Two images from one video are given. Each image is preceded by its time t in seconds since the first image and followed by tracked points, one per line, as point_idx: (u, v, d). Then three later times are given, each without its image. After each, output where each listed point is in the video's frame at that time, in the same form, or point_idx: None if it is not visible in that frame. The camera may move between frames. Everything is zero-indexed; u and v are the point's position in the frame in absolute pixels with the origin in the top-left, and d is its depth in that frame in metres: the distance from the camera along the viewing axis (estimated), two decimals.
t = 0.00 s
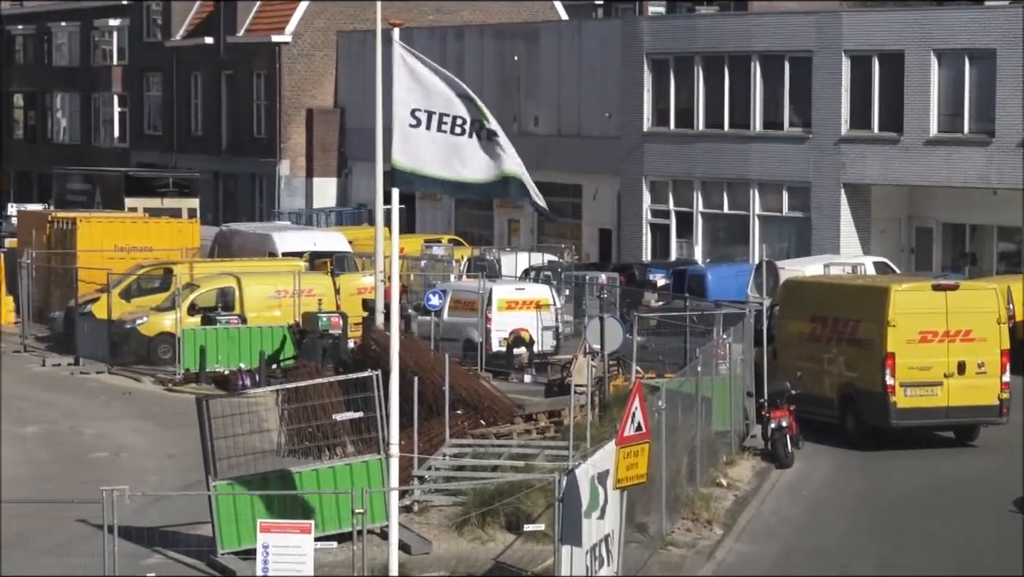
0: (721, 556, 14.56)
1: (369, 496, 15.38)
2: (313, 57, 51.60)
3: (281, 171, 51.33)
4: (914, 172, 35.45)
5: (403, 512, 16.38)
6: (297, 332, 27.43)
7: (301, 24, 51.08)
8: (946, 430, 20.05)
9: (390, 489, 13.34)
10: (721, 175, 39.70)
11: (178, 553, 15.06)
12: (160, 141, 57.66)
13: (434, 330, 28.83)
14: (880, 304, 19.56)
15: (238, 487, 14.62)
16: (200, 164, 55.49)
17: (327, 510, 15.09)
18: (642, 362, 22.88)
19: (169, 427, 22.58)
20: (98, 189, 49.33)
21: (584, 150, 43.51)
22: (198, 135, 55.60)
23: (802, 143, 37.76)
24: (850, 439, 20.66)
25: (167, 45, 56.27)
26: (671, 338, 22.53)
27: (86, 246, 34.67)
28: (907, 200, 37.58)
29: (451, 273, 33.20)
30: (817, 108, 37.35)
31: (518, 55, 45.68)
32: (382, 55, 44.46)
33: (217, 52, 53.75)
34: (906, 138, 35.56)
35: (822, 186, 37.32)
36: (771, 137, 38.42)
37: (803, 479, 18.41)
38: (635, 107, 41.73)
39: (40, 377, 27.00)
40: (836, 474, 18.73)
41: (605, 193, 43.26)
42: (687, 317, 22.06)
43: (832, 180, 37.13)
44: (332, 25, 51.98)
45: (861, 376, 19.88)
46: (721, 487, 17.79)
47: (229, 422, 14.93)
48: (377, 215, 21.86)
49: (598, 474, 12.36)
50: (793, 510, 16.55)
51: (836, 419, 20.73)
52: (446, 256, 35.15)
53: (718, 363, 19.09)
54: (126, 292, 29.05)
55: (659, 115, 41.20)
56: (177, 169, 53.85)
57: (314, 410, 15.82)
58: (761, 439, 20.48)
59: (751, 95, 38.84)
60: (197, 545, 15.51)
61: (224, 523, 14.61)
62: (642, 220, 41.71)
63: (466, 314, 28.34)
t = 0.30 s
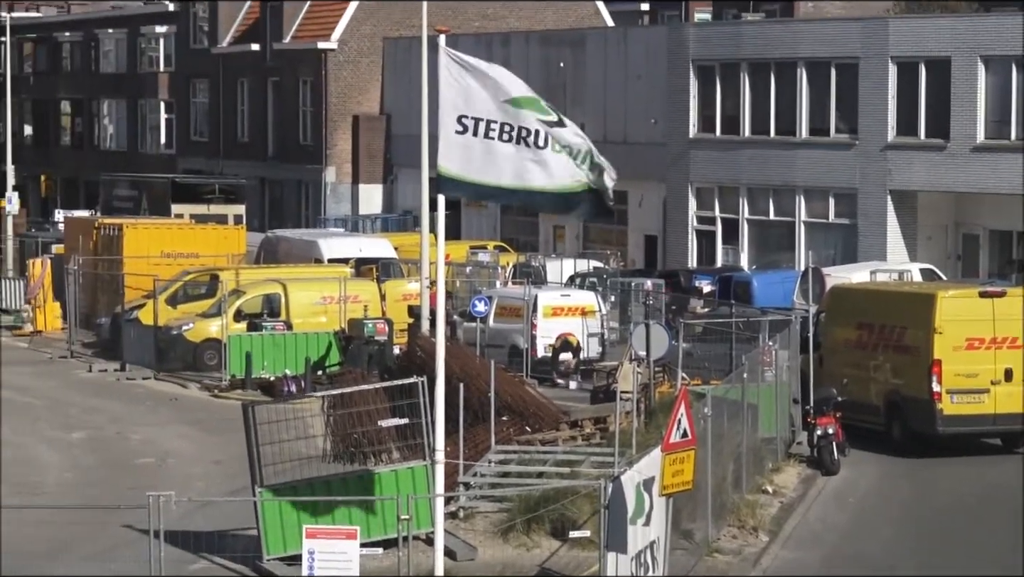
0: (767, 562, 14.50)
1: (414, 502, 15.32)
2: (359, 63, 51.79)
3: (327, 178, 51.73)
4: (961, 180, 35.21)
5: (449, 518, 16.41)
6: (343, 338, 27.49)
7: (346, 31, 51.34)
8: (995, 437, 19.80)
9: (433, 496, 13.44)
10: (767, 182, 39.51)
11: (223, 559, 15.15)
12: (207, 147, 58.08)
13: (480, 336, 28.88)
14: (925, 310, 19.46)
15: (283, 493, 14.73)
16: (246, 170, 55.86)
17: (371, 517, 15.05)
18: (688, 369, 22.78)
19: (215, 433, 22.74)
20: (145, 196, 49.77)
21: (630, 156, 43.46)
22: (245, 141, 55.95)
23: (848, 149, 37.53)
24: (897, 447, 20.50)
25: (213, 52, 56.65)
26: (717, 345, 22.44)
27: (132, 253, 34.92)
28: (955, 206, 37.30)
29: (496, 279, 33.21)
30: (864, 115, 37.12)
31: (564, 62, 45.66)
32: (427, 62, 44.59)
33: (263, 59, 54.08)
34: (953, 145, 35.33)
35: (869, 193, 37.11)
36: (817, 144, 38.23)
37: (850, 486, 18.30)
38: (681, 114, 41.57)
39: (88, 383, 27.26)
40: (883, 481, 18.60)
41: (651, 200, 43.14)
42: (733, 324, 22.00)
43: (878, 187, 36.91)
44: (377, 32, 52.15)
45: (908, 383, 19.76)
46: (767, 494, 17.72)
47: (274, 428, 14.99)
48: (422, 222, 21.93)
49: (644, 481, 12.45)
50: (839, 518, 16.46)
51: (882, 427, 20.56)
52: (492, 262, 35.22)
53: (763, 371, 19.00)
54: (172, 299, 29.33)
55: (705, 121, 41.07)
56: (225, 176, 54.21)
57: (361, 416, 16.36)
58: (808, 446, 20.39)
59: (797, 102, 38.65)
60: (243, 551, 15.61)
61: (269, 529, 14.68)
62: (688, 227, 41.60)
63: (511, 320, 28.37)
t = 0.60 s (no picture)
0: (812, 566, 14.46)
1: (458, 506, 15.47)
2: (404, 69, 52.01)
3: (373, 183, 51.73)
4: (1008, 184, 34.94)
5: (493, 522, 16.46)
6: (387, 343, 27.61)
7: (391, 36, 51.58)
8: None
9: (478, 500, 13.53)
10: (813, 187, 39.35)
11: (268, 564, 15.27)
12: (252, 153, 58.45)
13: (524, 341, 28.89)
14: (970, 314, 19.34)
15: (328, 498, 14.82)
16: (291, 176, 56.16)
17: (417, 522, 15.19)
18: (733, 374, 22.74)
19: (260, 438, 22.88)
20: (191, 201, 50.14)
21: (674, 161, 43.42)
22: (291, 146, 56.14)
23: (894, 153, 37.29)
24: (942, 452, 20.36)
25: (258, 58, 56.99)
26: (762, 350, 22.39)
27: (179, 258, 35.18)
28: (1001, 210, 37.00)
29: (540, 284, 33.28)
30: (910, 119, 36.89)
31: (608, 66, 45.64)
32: (472, 67, 44.73)
33: (308, 65, 54.42)
34: (999, 150, 35.05)
35: (914, 198, 36.89)
36: (862, 148, 38.04)
37: (896, 490, 18.20)
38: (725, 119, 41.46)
39: (135, 388, 27.52)
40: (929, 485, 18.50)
41: (696, 205, 42.99)
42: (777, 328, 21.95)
43: (923, 191, 36.69)
44: (422, 38, 52.40)
45: (953, 388, 19.66)
46: (812, 498, 17.69)
47: (320, 432, 14.98)
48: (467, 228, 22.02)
49: (690, 486, 12.55)
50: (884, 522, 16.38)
51: (927, 432, 20.42)
52: (536, 267, 35.25)
53: (809, 376, 18.92)
54: (217, 303, 29.47)
55: (750, 126, 40.96)
56: (270, 181, 54.52)
57: (405, 421, 16.03)
58: (852, 451, 20.32)
59: (842, 106, 38.46)
60: (288, 555, 15.68)
61: (315, 534, 14.73)
62: (733, 232, 41.47)
63: (555, 325, 28.40)
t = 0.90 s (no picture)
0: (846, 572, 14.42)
1: (492, 511, 15.48)
2: (437, 74, 52.16)
3: (407, 188, 51.78)
4: None
5: (526, 528, 16.45)
6: (420, 348, 27.64)
7: (424, 41, 51.72)
8: None
9: (511, 506, 13.61)
10: (847, 192, 39.17)
11: (302, 569, 15.36)
12: (285, 158, 58.67)
13: (557, 346, 28.85)
14: (1005, 319, 19.25)
15: (361, 503, 14.90)
16: (325, 181, 56.36)
17: (451, 527, 15.27)
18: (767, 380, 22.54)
19: (294, 442, 22.99)
20: (225, 206, 50.40)
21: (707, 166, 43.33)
22: (324, 152, 56.41)
23: (928, 158, 37.14)
24: (976, 457, 20.24)
25: (291, 63, 57.17)
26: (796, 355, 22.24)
27: (213, 264, 35.39)
28: None
29: (573, 289, 33.33)
30: (944, 124, 36.71)
31: (642, 70, 45.41)
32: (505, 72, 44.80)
33: (341, 70, 54.65)
34: None
35: (948, 203, 36.72)
36: (896, 152, 37.85)
37: (930, 496, 18.10)
38: (760, 122, 41.33)
39: (169, 393, 27.72)
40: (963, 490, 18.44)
41: (729, 210, 42.82)
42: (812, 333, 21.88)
43: (958, 196, 36.50)
44: (455, 43, 52.53)
45: (988, 393, 19.57)
46: (846, 504, 17.62)
47: (353, 437, 15.05)
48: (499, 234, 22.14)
49: (724, 489, 12.67)
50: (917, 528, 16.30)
51: (963, 437, 20.25)
52: (569, 272, 35.26)
53: (843, 381, 18.85)
54: (251, 308, 29.60)
55: (783, 131, 40.88)
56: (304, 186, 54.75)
57: (438, 426, 15.81)
58: (887, 456, 20.20)
59: (876, 110, 38.30)
60: (321, 560, 15.72)
61: (349, 540, 14.82)
62: (766, 236, 41.32)
63: (589, 330, 28.41)
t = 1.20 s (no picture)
0: None
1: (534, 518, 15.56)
2: (478, 80, 52.28)
3: (447, 194, 52.11)
4: None
5: (568, 534, 16.46)
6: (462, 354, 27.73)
7: (466, 47, 51.81)
8: None
9: (552, 513, 13.64)
10: (889, 198, 38.93)
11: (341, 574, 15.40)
12: (327, 164, 58.94)
13: (599, 352, 28.87)
14: None
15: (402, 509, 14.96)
16: (366, 187, 56.58)
17: (492, 533, 15.28)
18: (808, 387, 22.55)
19: (334, 449, 23.10)
20: (266, 212, 50.65)
21: (748, 173, 43.22)
22: (366, 157, 56.65)
23: (971, 164, 36.88)
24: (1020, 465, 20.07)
25: (333, 69, 57.40)
26: (838, 361, 22.19)
27: (254, 269, 35.55)
28: None
29: (614, 295, 33.34)
30: (987, 130, 36.43)
31: (684, 77, 45.45)
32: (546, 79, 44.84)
33: (382, 77, 54.85)
34: None
35: (991, 210, 36.45)
36: (939, 159, 37.59)
37: (973, 504, 17.98)
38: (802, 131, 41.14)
39: (210, 399, 27.90)
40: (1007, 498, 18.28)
41: (771, 216, 42.65)
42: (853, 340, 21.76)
43: (1002, 203, 36.23)
44: (497, 49, 52.58)
45: None
46: (888, 511, 17.55)
47: (394, 444, 15.11)
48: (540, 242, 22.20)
49: (768, 497, 12.86)
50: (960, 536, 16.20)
51: (1006, 445, 20.12)
52: (611, 279, 35.20)
53: (885, 388, 18.76)
54: (292, 314, 29.86)
55: (826, 137, 40.68)
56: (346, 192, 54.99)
57: (479, 432, 16.13)
58: (930, 463, 20.09)
59: (919, 117, 38.05)
60: (361, 567, 15.82)
61: (389, 546, 14.89)
62: (808, 243, 41.14)
63: (630, 336, 28.39)
